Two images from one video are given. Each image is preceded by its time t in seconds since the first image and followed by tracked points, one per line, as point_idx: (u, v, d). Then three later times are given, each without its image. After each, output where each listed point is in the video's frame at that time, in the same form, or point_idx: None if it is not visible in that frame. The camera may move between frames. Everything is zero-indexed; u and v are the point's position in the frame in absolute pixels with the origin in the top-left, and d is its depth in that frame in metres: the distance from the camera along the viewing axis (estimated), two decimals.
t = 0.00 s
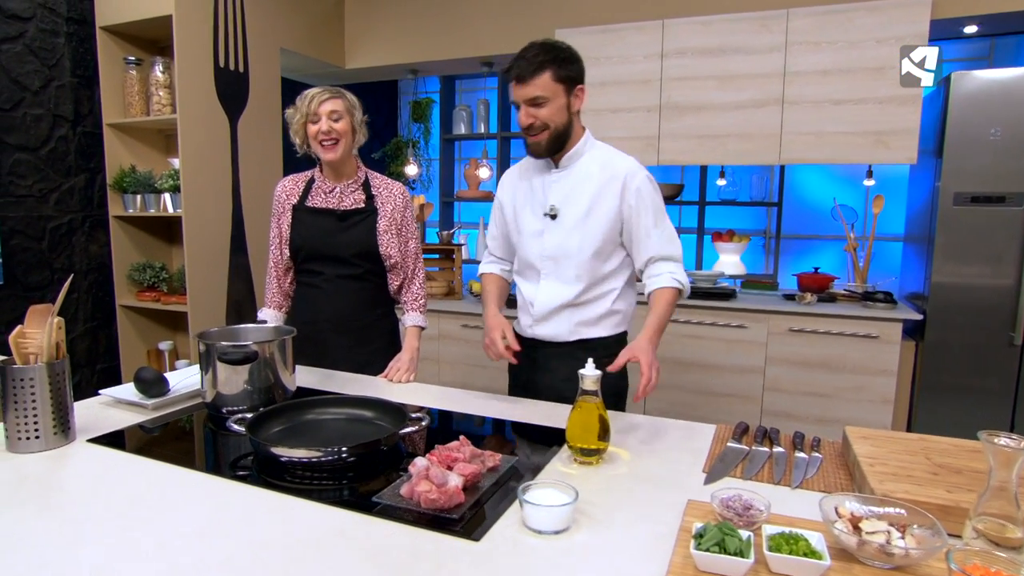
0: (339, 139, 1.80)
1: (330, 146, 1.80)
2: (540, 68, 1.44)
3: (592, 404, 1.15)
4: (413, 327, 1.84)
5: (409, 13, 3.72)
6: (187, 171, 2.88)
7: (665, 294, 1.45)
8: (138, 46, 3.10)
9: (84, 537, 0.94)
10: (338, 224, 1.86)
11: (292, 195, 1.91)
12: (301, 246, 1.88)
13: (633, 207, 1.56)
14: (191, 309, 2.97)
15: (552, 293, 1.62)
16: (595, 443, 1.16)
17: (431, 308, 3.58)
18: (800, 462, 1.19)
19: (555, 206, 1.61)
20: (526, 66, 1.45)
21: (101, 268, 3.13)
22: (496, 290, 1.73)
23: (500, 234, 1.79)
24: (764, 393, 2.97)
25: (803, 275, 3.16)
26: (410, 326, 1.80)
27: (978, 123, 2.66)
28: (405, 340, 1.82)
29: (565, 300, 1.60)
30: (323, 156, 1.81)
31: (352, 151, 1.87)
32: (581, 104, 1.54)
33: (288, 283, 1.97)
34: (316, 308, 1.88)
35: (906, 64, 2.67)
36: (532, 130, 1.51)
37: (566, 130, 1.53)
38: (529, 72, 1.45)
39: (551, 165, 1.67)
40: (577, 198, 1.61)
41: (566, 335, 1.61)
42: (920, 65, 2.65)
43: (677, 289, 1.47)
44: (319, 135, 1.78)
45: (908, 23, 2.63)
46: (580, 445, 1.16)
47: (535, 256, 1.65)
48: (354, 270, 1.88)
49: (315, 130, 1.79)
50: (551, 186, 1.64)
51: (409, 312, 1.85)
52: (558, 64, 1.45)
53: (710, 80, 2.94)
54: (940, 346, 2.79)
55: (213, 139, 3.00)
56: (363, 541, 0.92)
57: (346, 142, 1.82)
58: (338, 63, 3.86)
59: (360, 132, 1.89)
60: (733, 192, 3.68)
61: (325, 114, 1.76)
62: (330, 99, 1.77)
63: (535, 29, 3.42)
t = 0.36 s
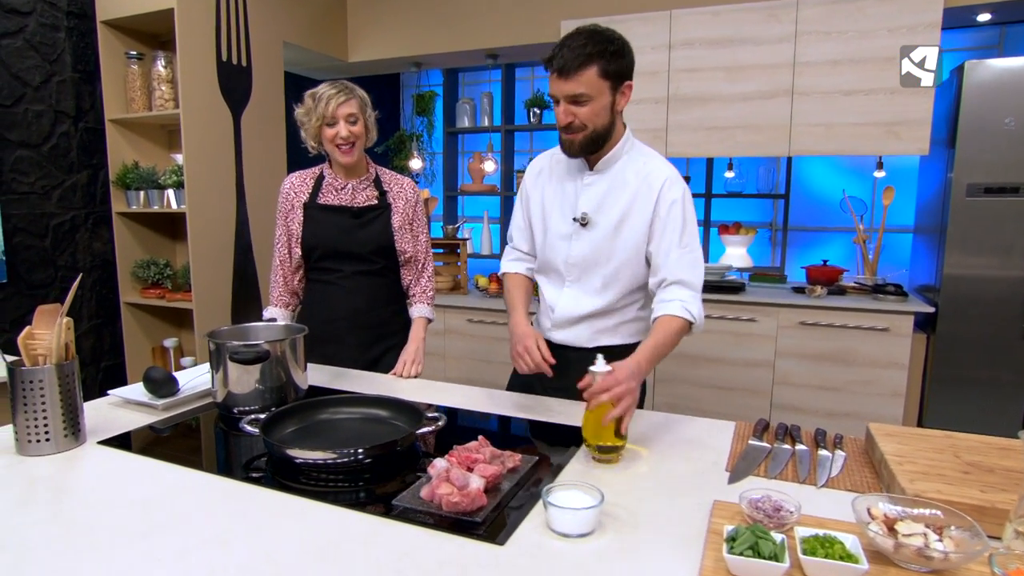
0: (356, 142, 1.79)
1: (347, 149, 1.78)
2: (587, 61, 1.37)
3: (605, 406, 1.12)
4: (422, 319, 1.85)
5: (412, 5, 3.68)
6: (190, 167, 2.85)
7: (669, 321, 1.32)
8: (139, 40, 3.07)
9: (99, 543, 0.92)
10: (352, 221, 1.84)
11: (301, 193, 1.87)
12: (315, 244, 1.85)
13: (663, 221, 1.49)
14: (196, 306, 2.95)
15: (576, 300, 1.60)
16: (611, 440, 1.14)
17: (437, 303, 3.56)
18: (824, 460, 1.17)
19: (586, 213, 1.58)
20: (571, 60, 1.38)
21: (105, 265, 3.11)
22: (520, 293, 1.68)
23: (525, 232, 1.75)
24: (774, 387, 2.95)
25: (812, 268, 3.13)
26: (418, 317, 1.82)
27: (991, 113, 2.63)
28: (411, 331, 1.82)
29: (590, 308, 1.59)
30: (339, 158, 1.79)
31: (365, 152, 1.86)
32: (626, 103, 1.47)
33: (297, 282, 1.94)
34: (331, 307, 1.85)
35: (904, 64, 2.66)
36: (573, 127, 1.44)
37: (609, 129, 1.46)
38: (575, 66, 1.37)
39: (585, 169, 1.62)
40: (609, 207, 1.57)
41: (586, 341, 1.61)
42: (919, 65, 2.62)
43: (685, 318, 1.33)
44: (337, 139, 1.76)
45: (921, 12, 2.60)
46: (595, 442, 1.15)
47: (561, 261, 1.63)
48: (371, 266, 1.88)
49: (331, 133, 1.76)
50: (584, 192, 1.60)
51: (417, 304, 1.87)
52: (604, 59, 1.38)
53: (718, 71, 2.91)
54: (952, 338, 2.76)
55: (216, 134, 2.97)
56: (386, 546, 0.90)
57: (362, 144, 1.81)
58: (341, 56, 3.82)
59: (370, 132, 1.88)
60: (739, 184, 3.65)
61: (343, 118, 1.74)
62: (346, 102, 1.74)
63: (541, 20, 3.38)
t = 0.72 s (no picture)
0: (372, 140, 1.77)
1: (363, 147, 1.77)
2: (557, 64, 1.29)
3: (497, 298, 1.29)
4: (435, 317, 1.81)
5: None
6: (189, 162, 2.81)
7: (623, 296, 1.30)
8: (136, 34, 3.02)
9: (112, 551, 0.90)
10: (374, 216, 1.82)
11: (319, 188, 1.85)
12: (335, 241, 1.82)
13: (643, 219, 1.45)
14: (195, 303, 2.91)
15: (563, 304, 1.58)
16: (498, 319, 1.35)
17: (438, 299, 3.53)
18: (846, 459, 1.15)
19: (566, 215, 1.54)
20: (541, 61, 1.29)
21: (103, 261, 3.08)
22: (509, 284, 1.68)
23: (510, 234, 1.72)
24: (778, 383, 2.94)
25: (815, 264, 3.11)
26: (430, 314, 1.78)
27: (998, 107, 2.62)
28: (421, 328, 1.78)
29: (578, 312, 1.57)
30: (357, 157, 1.79)
31: (383, 148, 1.84)
32: (597, 100, 1.41)
33: (314, 279, 1.90)
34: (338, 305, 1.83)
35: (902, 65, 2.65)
36: (544, 131, 1.38)
37: (581, 130, 1.41)
38: (545, 68, 1.29)
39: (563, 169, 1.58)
40: (587, 207, 1.53)
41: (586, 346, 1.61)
42: (919, 66, 2.63)
43: (638, 303, 1.31)
44: (353, 138, 1.75)
45: (928, 4, 2.58)
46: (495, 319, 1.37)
47: (546, 266, 1.60)
48: (391, 263, 1.86)
49: (347, 132, 1.75)
50: (562, 193, 1.56)
51: (433, 302, 1.84)
52: (575, 59, 1.31)
53: (723, 65, 2.89)
54: (957, 333, 2.76)
55: (215, 128, 2.92)
56: (408, 551, 0.88)
57: (379, 140, 1.80)
58: (341, 50, 3.78)
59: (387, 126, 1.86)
60: (741, 179, 3.64)
61: (358, 117, 1.73)
62: (361, 100, 1.73)
63: (544, 14, 3.35)
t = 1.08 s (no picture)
0: (385, 133, 1.75)
1: (376, 140, 1.76)
2: (492, 79, 1.21)
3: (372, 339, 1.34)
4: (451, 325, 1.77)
5: None
6: (190, 155, 2.77)
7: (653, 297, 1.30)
8: (137, 24, 2.97)
9: (128, 556, 0.87)
10: (382, 208, 1.82)
11: (338, 175, 1.91)
12: (346, 230, 1.86)
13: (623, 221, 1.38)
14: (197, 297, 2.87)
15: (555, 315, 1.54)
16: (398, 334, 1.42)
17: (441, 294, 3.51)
18: (873, 460, 1.13)
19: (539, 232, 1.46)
20: (473, 79, 1.22)
21: (103, 255, 3.04)
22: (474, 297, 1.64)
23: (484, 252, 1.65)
24: (784, 380, 2.93)
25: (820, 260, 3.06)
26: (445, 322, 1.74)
27: (1009, 103, 2.60)
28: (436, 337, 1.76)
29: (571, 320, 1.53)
30: (371, 149, 1.78)
31: (401, 139, 1.82)
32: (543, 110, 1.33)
33: (331, 266, 1.97)
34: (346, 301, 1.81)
35: (903, 64, 2.65)
36: (489, 150, 1.30)
37: (530, 143, 1.33)
38: (478, 85, 1.21)
39: (523, 184, 1.49)
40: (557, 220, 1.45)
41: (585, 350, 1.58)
42: (919, 65, 2.62)
43: (669, 295, 1.30)
44: (364, 131, 1.74)
45: None
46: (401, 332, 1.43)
47: (530, 283, 1.54)
48: (397, 258, 1.84)
49: (360, 125, 1.75)
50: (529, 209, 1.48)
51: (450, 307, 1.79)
52: (512, 71, 1.23)
53: (731, 60, 2.86)
54: (965, 331, 2.75)
55: (217, 120, 2.88)
56: (435, 555, 0.86)
57: (393, 132, 1.77)
58: (343, 42, 3.73)
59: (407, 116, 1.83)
60: (745, 175, 3.63)
61: (369, 110, 1.71)
62: (372, 92, 1.70)
63: (549, 7, 3.31)
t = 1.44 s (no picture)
0: (385, 125, 1.73)
1: (377, 131, 1.73)
2: (465, 110, 1.13)
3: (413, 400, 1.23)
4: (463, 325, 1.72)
5: None
6: (196, 146, 2.73)
7: (694, 304, 1.32)
8: (141, 12, 2.93)
9: (146, 563, 0.84)
10: (386, 205, 1.78)
11: (341, 172, 1.87)
12: (349, 230, 1.83)
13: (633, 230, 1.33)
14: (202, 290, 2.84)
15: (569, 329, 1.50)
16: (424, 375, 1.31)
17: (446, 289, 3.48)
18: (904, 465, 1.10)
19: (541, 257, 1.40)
20: (444, 110, 1.13)
21: (105, 247, 3.00)
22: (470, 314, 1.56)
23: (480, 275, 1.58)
24: (793, 379, 2.91)
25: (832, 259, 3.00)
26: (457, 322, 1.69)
27: None
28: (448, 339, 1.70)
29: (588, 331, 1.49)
30: (372, 142, 1.75)
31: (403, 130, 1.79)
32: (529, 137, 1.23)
33: (336, 266, 1.96)
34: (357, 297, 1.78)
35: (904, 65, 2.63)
36: (473, 183, 1.22)
37: (514, 173, 1.24)
38: (450, 117, 1.13)
39: (514, 208, 1.41)
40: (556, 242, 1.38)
41: (602, 355, 1.55)
42: (920, 64, 2.61)
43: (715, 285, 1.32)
44: (364, 123, 1.71)
45: None
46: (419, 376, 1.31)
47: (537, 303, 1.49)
48: (404, 257, 1.80)
49: (360, 118, 1.73)
50: (525, 234, 1.40)
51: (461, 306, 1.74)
52: (486, 100, 1.14)
53: (744, 55, 2.82)
54: (976, 331, 2.73)
55: (222, 111, 2.84)
56: (464, 564, 0.83)
57: (395, 123, 1.74)
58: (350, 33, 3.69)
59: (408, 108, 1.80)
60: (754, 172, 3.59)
61: (368, 100, 1.69)
62: (371, 83, 1.69)
63: None
